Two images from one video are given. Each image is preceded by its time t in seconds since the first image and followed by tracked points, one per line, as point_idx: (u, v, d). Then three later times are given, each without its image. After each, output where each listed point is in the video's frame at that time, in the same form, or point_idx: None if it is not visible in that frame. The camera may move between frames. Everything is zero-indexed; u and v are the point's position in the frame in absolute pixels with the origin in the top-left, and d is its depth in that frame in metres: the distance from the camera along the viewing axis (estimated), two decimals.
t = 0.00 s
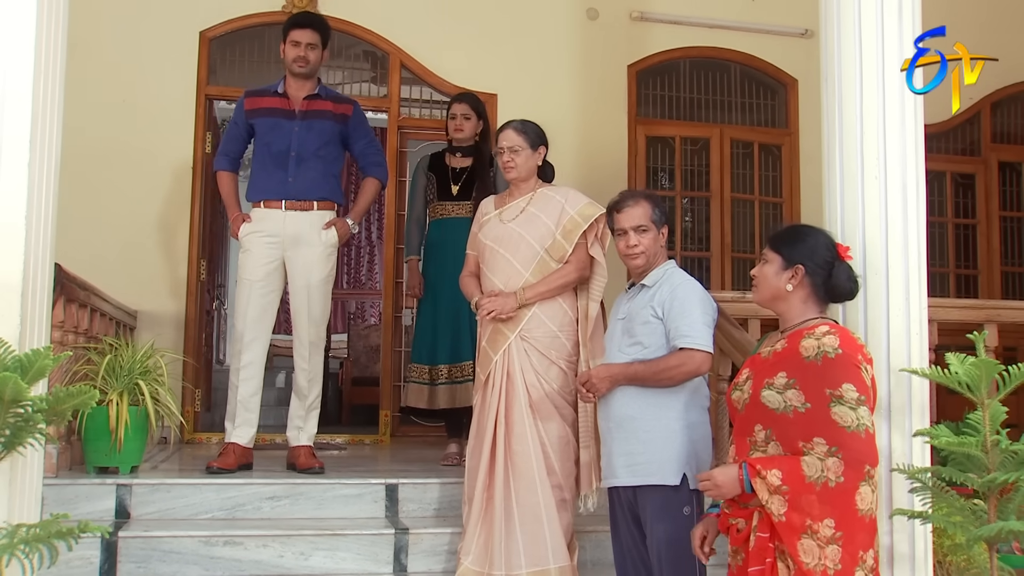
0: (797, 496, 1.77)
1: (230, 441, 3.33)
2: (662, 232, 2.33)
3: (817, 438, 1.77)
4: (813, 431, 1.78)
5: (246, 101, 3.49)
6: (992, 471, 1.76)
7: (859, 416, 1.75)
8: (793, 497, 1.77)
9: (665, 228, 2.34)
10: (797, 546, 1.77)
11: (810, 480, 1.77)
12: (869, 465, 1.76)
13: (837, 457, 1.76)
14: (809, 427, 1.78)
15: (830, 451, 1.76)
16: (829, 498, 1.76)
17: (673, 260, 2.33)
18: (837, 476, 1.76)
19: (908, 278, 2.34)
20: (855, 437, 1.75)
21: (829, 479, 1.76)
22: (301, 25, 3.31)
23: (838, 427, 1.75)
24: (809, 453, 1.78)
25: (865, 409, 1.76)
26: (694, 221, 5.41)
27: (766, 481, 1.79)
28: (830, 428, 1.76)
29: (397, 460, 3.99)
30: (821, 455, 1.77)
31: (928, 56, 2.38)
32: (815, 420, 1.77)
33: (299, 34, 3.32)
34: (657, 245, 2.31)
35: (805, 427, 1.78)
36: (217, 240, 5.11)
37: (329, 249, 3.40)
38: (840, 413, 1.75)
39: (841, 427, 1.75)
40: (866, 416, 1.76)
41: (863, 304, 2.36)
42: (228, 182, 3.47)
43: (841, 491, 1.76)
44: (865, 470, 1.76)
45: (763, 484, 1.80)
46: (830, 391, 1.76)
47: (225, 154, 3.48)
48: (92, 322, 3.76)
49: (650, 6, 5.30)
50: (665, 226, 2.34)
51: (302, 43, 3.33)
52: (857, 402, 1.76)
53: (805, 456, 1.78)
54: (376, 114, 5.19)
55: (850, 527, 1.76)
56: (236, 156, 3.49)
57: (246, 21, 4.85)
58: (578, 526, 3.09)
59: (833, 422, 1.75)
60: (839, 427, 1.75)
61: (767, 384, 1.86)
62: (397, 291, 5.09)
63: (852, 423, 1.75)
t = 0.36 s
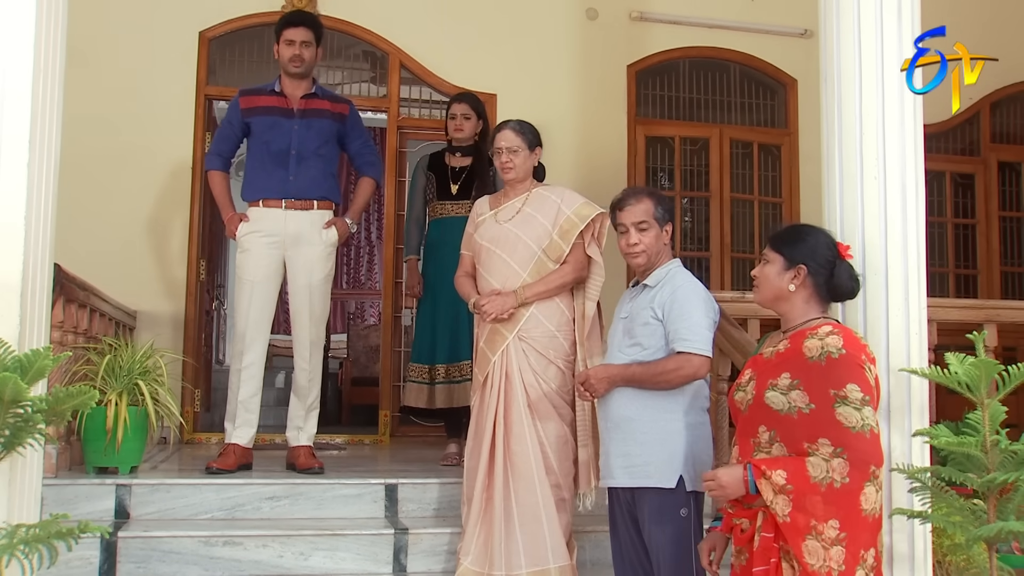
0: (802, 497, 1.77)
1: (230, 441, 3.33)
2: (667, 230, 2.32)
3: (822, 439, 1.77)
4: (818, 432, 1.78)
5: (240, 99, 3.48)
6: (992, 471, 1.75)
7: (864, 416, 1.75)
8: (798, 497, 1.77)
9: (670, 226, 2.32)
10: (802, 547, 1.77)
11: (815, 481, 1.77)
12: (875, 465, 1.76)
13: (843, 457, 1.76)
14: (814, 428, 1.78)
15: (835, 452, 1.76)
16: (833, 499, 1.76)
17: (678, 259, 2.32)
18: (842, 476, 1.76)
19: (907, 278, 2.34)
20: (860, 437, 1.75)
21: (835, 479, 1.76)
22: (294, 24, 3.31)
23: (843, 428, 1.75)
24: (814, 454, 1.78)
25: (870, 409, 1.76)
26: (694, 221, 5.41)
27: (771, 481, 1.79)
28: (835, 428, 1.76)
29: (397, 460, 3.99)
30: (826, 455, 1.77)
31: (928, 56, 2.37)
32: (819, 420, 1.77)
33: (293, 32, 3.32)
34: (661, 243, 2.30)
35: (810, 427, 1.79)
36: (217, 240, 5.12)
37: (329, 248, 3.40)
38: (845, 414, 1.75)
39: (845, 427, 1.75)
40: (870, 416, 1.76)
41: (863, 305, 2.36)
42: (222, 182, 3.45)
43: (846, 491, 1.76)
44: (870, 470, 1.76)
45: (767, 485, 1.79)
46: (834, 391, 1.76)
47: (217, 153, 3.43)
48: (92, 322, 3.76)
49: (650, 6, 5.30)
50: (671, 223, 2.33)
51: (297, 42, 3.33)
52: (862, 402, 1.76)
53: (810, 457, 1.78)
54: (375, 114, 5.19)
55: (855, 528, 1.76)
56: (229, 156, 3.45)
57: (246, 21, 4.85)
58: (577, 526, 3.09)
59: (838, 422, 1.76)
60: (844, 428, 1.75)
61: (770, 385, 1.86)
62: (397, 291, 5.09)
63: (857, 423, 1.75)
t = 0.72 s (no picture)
0: (809, 494, 1.77)
1: (230, 442, 3.33)
2: (668, 230, 2.28)
3: (830, 436, 1.77)
4: (826, 429, 1.78)
5: (233, 98, 3.45)
6: (993, 471, 1.74)
7: (871, 412, 1.75)
8: (806, 495, 1.77)
9: (671, 225, 2.29)
10: (809, 544, 1.77)
11: (824, 478, 1.76)
12: (883, 462, 1.76)
13: (851, 454, 1.75)
14: (821, 425, 1.78)
15: (843, 449, 1.76)
16: (840, 496, 1.76)
17: (685, 259, 2.30)
18: (850, 473, 1.76)
19: (908, 278, 2.34)
20: (868, 434, 1.75)
21: (843, 476, 1.76)
22: (284, 23, 3.30)
23: (851, 425, 1.75)
24: (822, 451, 1.78)
25: (877, 405, 1.76)
26: (694, 221, 5.41)
27: (778, 478, 1.78)
28: (842, 425, 1.76)
29: (397, 460, 3.98)
30: (834, 452, 1.77)
31: (928, 56, 2.37)
32: (826, 418, 1.77)
33: (284, 30, 3.31)
34: (658, 245, 2.28)
35: (818, 425, 1.78)
36: (217, 239, 5.12)
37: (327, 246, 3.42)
38: (852, 411, 1.75)
39: (854, 424, 1.75)
40: (878, 412, 1.76)
41: (863, 305, 2.36)
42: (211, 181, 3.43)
43: (854, 488, 1.76)
44: (878, 467, 1.76)
45: (774, 482, 1.79)
46: (841, 388, 1.76)
47: (206, 150, 3.43)
48: (92, 322, 3.76)
49: (650, 7, 5.30)
50: (672, 222, 2.29)
51: (287, 40, 3.33)
52: (869, 399, 1.76)
53: (818, 454, 1.78)
54: (375, 114, 5.19)
55: (862, 524, 1.76)
56: (219, 152, 3.45)
57: (246, 21, 4.85)
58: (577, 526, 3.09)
59: (846, 419, 1.75)
60: (852, 425, 1.75)
61: (776, 383, 1.85)
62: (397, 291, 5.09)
63: (864, 420, 1.74)
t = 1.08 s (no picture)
0: (817, 490, 1.76)
1: (230, 442, 3.33)
2: (659, 228, 2.26)
3: (838, 432, 1.77)
4: (833, 426, 1.78)
5: (224, 100, 3.48)
6: (992, 471, 1.73)
7: (879, 409, 1.76)
8: (814, 490, 1.76)
9: (663, 224, 2.26)
10: (815, 540, 1.76)
11: (832, 474, 1.76)
12: (891, 458, 1.76)
13: (860, 450, 1.76)
14: (829, 422, 1.78)
15: (852, 445, 1.76)
16: (848, 492, 1.76)
17: (689, 259, 2.29)
18: (859, 469, 1.76)
19: (908, 278, 2.34)
20: (877, 430, 1.75)
21: (852, 472, 1.76)
22: (269, 23, 3.29)
23: (859, 421, 1.75)
24: (830, 447, 1.78)
25: (884, 402, 1.76)
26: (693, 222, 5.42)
27: (786, 474, 1.78)
28: (850, 422, 1.76)
29: (397, 461, 3.99)
30: (843, 449, 1.77)
31: (928, 56, 2.37)
32: (833, 415, 1.78)
33: (269, 30, 3.31)
34: (651, 241, 2.27)
35: (826, 421, 1.78)
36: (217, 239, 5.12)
37: (318, 245, 3.39)
38: (860, 407, 1.75)
39: (862, 421, 1.75)
40: (885, 409, 1.76)
41: (863, 305, 2.36)
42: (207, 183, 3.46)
43: (862, 484, 1.76)
44: (887, 463, 1.76)
45: (782, 478, 1.79)
46: (849, 385, 1.77)
47: (201, 153, 3.48)
48: (92, 323, 3.76)
49: (650, 7, 5.30)
50: (664, 221, 2.26)
51: (274, 40, 3.32)
52: (876, 396, 1.76)
53: (825, 450, 1.78)
54: (375, 114, 5.19)
55: (869, 520, 1.76)
56: (214, 156, 3.49)
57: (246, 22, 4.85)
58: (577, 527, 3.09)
59: (854, 416, 1.75)
60: (860, 421, 1.75)
61: (781, 380, 1.85)
62: (397, 291, 5.09)
63: (872, 416, 1.75)
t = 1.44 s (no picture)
0: (819, 490, 1.76)
1: (230, 445, 3.32)
2: (665, 229, 2.25)
3: (840, 433, 1.77)
4: (835, 427, 1.78)
5: (219, 104, 3.48)
6: (992, 474, 1.72)
7: (880, 410, 1.77)
8: (816, 490, 1.76)
9: (670, 224, 2.25)
10: (816, 540, 1.76)
11: (835, 474, 1.76)
12: (892, 459, 1.77)
13: (862, 450, 1.76)
14: (831, 423, 1.78)
15: (854, 445, 1.76)
16: (850, 492, 1.76)
17: (693, 262, 2.29)
18: (861, 469, 1.76)
19: (908, 280, 2.35)
20: (879, 430, 1.76)
21: (854, 472, 1.76)
22: (261, 26, 3.29)
23: (861, 422, 1.75)
24: (831, 447, 1.78)
25: (885, 403, 1.77)
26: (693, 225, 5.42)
27: (788, 474, 1.77)
28: (852, 423, 1.76)
29: (397, 464, 3.98)
30: (845, 449, 1.77)
31: (928, 57, 2.38)
32: (835, 416, 1.78)
33: (262, 33, 3.31)
34: (657, 241, 2.26)
35: (827, 422, 1.78)
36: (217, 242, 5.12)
37: (317, 248, 3.40)
38: (862, 408, 1.76)
39: (864, 421, 1.75)
40: (886, 410, 1.77)
41: (864, 307, 2.36)
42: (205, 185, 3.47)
43: (864, 484, 1.76)
44: (888, 463, 1.77)
45: (783, 477, 1.78)
46: (850, 386, 1.77)
47: (198, 157, 3.49)
48: (92, 326, 3.76)
49: (649, 10, 5.30)
50: (671, 222, 2.25)
51: (266, 43, 3.32)
52: (877, 397, 1.77)
53: (827, 451, 1.78)
54: (376, 117, 5.19)
55: (869, 520, 1.77)
56: (212, 160, 3.51)
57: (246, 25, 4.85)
58: (577, 529, 3.09)
59: (856, 416, 1.76)
60: (862, 422, 1.75)
61: (781, 381, 1.84)
62: (397, 294, 5.09)
63: (874, 417, 1.76)
